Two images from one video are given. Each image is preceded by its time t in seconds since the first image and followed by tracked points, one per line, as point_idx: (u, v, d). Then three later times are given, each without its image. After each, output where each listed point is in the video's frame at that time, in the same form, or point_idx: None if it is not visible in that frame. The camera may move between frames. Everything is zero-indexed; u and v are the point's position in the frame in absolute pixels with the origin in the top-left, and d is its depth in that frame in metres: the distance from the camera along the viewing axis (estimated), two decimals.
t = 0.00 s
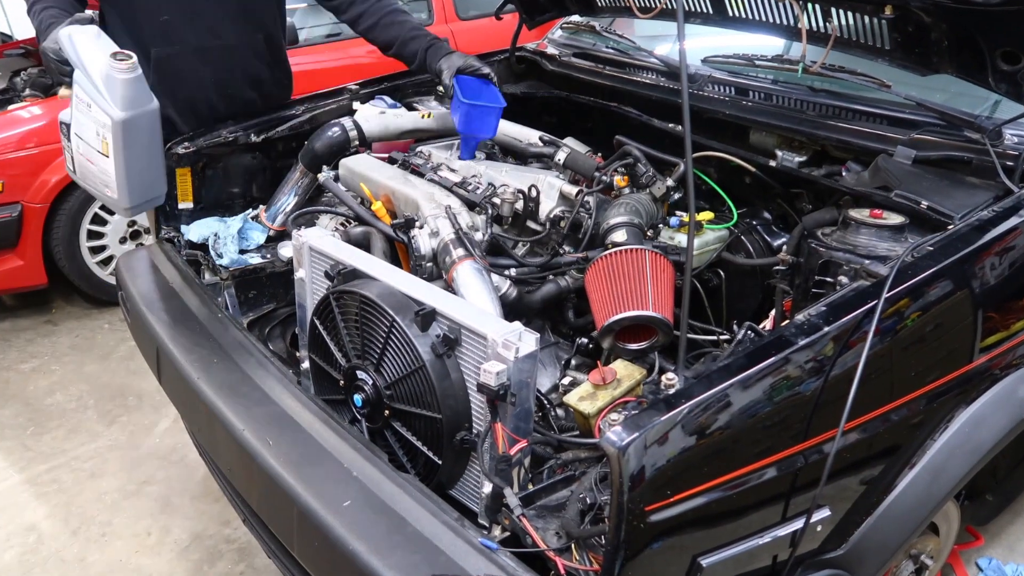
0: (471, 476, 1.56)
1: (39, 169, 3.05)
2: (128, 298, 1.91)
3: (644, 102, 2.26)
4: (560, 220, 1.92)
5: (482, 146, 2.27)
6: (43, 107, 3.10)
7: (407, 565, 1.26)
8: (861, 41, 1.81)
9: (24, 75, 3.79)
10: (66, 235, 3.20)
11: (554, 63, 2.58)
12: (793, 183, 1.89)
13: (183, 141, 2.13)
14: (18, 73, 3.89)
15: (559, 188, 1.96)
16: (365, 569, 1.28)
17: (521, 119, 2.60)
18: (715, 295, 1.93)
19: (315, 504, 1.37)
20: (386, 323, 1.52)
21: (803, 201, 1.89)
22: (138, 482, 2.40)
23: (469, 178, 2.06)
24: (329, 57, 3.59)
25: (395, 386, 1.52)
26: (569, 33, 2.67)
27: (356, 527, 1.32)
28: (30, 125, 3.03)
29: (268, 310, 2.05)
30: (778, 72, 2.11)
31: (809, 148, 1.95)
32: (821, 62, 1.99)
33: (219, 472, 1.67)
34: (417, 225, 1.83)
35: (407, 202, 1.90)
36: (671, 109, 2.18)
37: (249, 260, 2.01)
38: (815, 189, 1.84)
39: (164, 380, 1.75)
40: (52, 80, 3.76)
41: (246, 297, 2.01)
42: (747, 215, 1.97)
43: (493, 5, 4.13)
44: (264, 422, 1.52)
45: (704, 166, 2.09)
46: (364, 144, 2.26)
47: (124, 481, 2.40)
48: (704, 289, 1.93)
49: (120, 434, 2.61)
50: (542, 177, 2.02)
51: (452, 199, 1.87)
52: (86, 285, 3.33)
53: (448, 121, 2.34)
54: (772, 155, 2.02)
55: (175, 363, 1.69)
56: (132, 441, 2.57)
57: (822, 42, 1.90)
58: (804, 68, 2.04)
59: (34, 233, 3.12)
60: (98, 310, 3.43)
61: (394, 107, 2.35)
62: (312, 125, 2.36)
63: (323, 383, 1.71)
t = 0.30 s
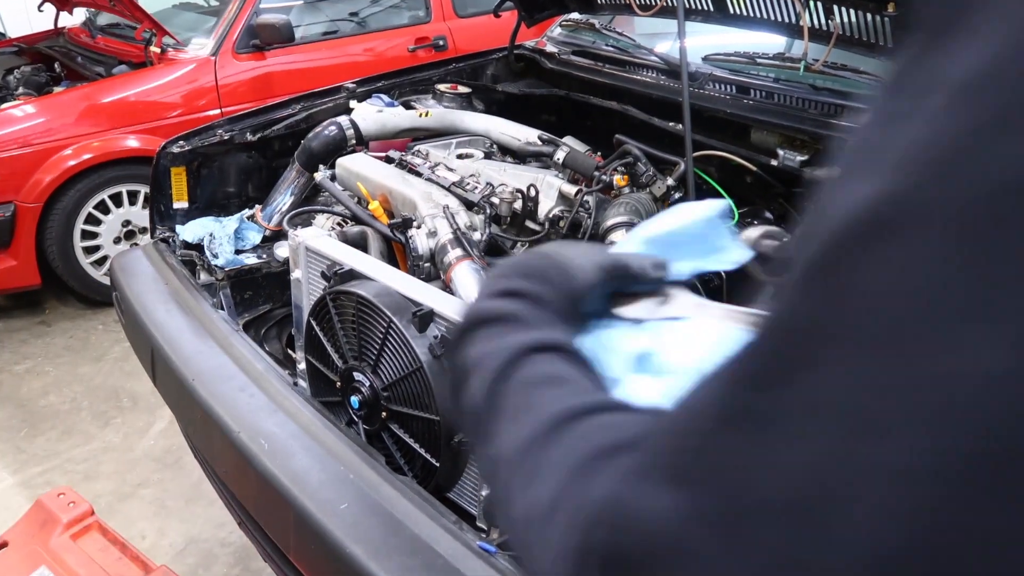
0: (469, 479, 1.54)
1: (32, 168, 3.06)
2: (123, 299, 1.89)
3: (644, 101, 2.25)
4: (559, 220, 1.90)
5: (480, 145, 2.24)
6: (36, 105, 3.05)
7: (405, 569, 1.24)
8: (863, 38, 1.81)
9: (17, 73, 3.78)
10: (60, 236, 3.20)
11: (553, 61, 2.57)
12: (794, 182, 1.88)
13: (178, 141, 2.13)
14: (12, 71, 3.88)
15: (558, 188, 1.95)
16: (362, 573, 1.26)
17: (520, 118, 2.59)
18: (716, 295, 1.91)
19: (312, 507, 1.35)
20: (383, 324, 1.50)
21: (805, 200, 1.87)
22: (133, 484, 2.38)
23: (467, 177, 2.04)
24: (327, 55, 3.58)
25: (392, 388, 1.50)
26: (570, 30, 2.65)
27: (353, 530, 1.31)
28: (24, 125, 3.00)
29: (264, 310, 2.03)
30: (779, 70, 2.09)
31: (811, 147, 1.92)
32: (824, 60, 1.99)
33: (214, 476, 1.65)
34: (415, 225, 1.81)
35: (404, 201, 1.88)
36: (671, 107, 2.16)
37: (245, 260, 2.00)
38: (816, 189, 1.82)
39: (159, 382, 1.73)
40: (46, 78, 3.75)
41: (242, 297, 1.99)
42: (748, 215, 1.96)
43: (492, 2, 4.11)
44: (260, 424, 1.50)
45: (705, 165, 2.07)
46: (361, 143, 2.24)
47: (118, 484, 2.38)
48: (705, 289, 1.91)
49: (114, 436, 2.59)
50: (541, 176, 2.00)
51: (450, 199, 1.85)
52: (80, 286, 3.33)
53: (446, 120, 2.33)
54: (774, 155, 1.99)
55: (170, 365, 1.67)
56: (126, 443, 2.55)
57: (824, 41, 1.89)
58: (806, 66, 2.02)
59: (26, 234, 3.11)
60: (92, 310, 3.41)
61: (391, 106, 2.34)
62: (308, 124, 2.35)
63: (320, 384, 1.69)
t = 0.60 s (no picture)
0: (467, 481, 1.53)
1: (26, 167, 3.04)
2: (116, 300, 1.87)
3: (643, 99, 2.23)
4: (558, 220, 1.88)
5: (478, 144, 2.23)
6: (29, 103, 3.05)
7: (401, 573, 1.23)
8: (867, 36, 1.82)
9: (11, 72, 3.76)
10: (53, 235, 3.17)
11: (552, 59, 2.55)
12: (796, 181, 1.87)
13: (173, 140, 2.13)
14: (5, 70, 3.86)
15: (557, 187, 1.91)
16: None
17: (519, 116, 2.57)
18: (717, 296, 1.89)
19: (308, 510, 1.34)
20: (380, 325, 1.48)
21: (807, 200, 1.85)
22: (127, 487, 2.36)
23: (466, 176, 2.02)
24: (322, 52, 3.56)
25: (389, 389, 1.49)
26: (568, 28, 2.63)
27: (349, 533, 1.29)
28: (17, 123, 3.01)
29: (259, 311, 2.01)
30: (782, 69, 2.07)
31: (812, 146, 1.91)
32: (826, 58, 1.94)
33: (209, 478, 1.64)
34: (412, 225, 1.79)
35: (401, 201, 1.86)
36: (671, 106, 2.14)
37: (240, 260, 1.98)
38: (818, 188, 1.81)
39: (154, 383, 1.72)
40: (39, 76, 3.73)
41: (237, 298, 1.98)
42: (749, 215, 1.94)
43: None
44: (255, 426, 1.48)
45: (706, 164, 2.06)
46: (358, 142, 2.23)
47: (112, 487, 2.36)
48: (706, 290, 1.89)
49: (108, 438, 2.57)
50: (540, 175, 1.98)
51: (448, 199, 1.83)
52: (74, 287, 3.30)
53: (444, 118, 2.31)
54: (775, 154, 1.98)
55: (164, 366, 1.65)
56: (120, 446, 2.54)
57: (826, 38, 1.91)
58: (808, 64, 2.00)
59: (20, 234, 3.09)
60: (86, 311, 3.39)
61: (388, 104, 2.33)
62: (305, 123, 2.33)
63: (317, 386, 1.67)
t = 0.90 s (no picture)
0: (465, 484, 1.51)
1: (19, 166, 3.03)
2: (111, 301, 1.86)
3: (643, 97, 2.21)
4: (557, 220, 1.86)
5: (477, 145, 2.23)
6: (22, 102, 3.03)
7: None
8: (868, 34, 1.80)
9: (5, 70, 3.74)
10: (47, 235, 3.16)
11: (552, 56, 2.53)
12: (798, 180, 1.85)
13: (168, 138, 2.11)
14: None
15: (557, 186, 1.90)
16: None
17: (517, 115, 2.56)
18: (718, 297, 1.88)
19: (304, 513, 1.32)
20: (377, 325, 1.46)
21: (809, 200, 1.84)
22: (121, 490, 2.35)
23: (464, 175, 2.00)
24: (319, 51, 3.54)
25: (387, 391, 1.47)
26: (566, 26, 2.62)
27: (346, 537, 1.27)
28: (11, 122, 2.98)
29: (256, 312, 1.99)
30: (783, 66, 2.06)
31: (814, 144, 1.90)
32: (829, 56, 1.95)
33: (204, 481, 1.62)
34: (409, 225, 1.77)
35: (398, 200, 1.84)
36: (671, 104, 2.12)
37: (236, 260, 1.97)
38: (821, 188, 1.79)
39: (148, 385, 1.70)
40: (33, 74, 3.71)
41: (233, 299, 1.96)
42: (750, 215, 1.93)
43: None
44: (251, 428, 1.47)
45: (707, 164, 2.04)
46: (355, 141, 2.21)
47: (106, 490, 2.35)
48: (706, 290, 1.88)
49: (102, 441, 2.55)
50: (539, 175, 1.96)
51: (446, 198, 1.82)
52: (68, 288, 3.28)
53: (442, 117, 2.29)
54: (777, 152, 1.96)
55: (159, 368, 1.63)
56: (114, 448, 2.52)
57: (828, 36, 1.90)
58: (810, 62, 1.99)
59: (13, 233, 3.07)
60: (80, 312, 3.37)
61: (386, 103, 2.32)
62: (301, 121, 2.31)
63: (313, 387, 1.65)
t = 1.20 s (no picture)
0: (463, 487, 1.49)
1: (12, 165, 3.01)
2: (105, 302, 1.84)
3: (642, 95, 2.20)
4: (556, 220, 1.85)
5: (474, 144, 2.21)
6: (15, 100, 3.00)
7: None
8: (872, 32, 1.78)
9: None
10: (40, 235, 3.14)
11: (551, 54, 2.52)
12: (800, 180, 1.83)
13: (162, 137, 2.09)
14: None
15: (556, 186, 1.88)
16: None
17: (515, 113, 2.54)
18: (718, 298, 1.86)
19: (300, 516, 1.30)
20: (374, 327, 1.45)
21: (811, 199, 1.82)
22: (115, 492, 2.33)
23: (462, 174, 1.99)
24: (314, 48, 3.53)
25: (384, 393, 1.45)
26: (565, 24, 2.60)
27: (343, 541, 1.25)
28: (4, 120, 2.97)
29: (252, 313, 1.97)
30: (785, 65, 2.04)
31: (816, 143, 1.87)
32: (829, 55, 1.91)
33: (200, 483, 1.60)
34: (407, 225, 1.76)
35: (396, 200, 1.83)
36: (672, 102, 2.11)
37: (232, 260, 1.95)
38: (823, 187, 1.77)
39: (143, 387, 1.68)
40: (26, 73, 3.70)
41: (228, 299, 1.94)
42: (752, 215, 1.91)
43: None
44: (247, 430, 1.45)
45: (707, 163, 2.03)
46: (352, 140, 2.19)
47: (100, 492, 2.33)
48: (707, 291, 1.86)
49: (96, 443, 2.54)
50: (538, 174, 1.94)
51: (443, 198, 1.80)
52: (62, 288, 3.26)
53: (440, 116, 2.27)
54: (778, 151, 1.95)
55: (154, 370, 1.62)
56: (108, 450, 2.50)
57: (830, 33, 1.88)
58: (811, 60, 1.97)
59: (6, 233, 3.05)
60: (73, 313, 3.36)
61: (383, 101, 2.30)
62: (297, 120, 2.30)
63: (309, 389, 1.64)
